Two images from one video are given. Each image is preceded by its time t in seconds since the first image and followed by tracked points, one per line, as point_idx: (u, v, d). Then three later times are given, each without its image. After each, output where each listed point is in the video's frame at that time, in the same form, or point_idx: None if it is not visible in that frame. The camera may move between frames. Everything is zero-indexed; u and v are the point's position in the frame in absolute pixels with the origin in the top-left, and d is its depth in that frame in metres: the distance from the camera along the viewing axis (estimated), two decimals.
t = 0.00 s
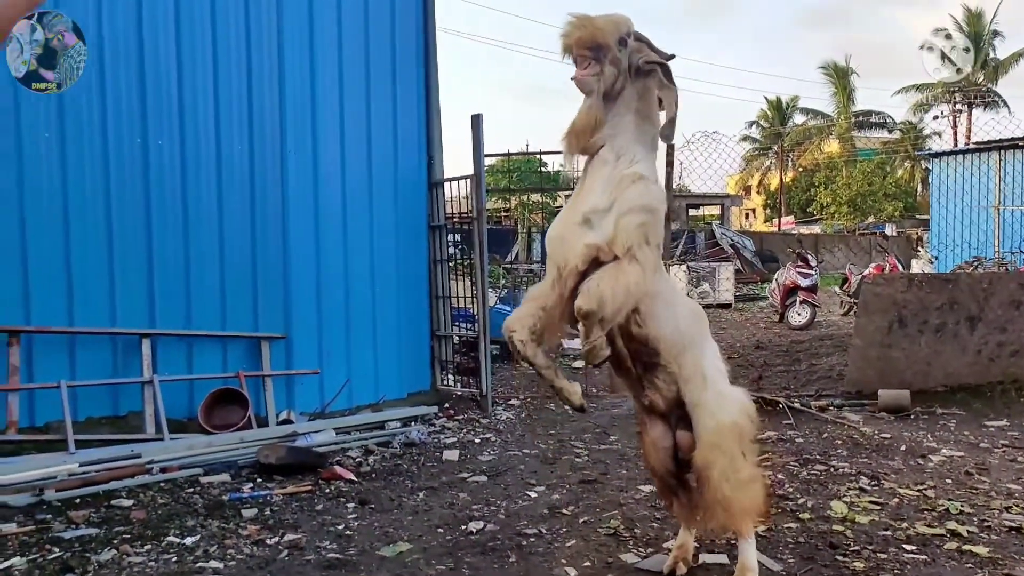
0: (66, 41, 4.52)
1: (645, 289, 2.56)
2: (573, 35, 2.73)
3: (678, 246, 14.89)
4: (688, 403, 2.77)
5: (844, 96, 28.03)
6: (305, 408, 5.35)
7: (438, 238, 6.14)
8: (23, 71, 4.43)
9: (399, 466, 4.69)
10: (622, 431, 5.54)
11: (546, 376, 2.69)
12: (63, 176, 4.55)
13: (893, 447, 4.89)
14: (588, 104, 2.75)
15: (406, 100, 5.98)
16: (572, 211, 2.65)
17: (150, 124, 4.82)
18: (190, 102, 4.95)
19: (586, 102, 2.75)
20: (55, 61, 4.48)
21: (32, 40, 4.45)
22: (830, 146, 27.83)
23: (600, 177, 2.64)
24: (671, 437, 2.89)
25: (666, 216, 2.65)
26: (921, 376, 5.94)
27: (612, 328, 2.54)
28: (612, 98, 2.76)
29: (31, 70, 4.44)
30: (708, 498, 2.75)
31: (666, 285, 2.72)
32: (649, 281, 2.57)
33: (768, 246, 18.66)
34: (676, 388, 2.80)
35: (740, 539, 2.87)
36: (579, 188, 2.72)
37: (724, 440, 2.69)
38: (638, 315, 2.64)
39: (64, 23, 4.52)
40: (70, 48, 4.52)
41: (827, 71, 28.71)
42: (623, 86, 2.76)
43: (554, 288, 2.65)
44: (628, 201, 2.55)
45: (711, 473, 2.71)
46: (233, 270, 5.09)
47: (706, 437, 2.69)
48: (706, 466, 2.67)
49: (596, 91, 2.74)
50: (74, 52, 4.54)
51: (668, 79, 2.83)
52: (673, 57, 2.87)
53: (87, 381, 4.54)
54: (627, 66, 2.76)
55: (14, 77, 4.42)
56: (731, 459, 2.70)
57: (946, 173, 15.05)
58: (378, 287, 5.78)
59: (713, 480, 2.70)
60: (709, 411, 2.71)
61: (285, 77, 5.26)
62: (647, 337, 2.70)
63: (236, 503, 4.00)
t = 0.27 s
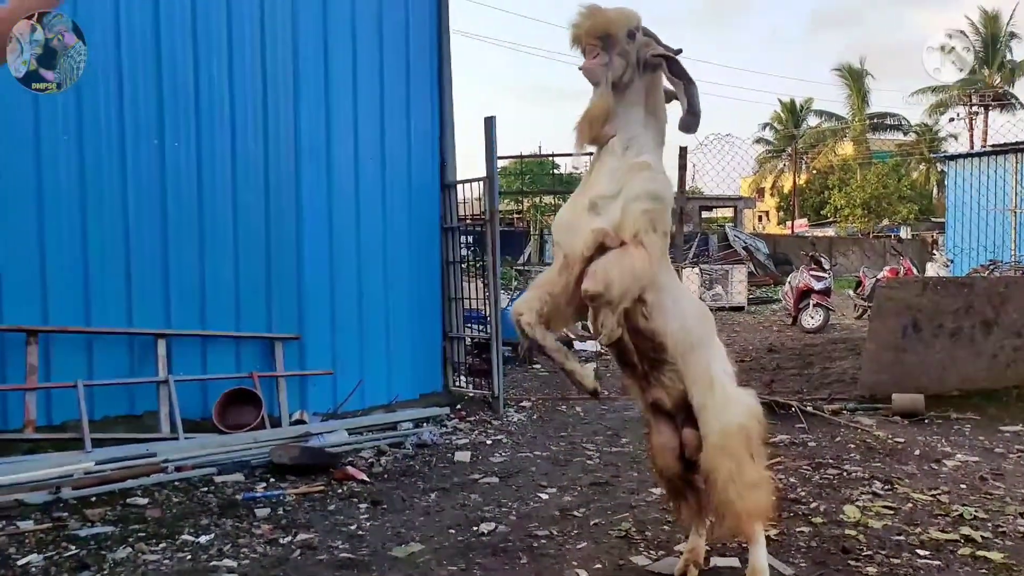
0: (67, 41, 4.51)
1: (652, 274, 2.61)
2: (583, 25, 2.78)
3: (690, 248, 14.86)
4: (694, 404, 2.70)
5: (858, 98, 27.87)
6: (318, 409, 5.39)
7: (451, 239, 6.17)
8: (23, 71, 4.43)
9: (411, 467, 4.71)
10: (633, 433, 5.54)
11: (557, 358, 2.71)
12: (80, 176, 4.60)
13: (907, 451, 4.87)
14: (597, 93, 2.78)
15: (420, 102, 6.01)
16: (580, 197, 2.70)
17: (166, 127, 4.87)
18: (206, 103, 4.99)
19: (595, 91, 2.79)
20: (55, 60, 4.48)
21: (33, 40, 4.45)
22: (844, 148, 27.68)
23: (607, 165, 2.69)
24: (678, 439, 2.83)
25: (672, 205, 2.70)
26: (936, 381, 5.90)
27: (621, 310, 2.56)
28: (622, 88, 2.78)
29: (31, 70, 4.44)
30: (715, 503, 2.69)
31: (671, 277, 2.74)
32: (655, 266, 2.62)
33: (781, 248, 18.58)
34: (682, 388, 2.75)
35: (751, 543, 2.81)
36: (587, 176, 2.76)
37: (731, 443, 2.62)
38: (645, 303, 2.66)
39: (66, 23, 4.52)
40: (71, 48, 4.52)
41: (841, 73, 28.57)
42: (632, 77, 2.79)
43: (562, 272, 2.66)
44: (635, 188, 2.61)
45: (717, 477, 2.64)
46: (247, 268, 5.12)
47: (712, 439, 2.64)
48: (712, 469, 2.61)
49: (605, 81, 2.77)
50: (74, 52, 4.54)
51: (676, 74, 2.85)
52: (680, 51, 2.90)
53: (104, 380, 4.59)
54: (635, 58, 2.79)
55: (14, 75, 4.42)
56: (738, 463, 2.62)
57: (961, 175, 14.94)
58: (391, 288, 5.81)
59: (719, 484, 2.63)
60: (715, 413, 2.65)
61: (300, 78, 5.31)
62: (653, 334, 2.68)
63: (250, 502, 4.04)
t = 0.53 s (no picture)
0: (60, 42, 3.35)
1: (656, 259, 2.59)
2: (589, 14, 2.79)
3: (699, 250, 14.80)
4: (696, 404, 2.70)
5: (870, 100, 27.73)
6: (327, 407, 5.41)
7: (460, 238, 6.19)
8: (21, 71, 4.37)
9: (419, 465, 4.73)
10: (641, 434, 5.55)
11: (562, 343, 2.67)
12: (94, 173, 4.64)
13: (916, 454, 4.85)
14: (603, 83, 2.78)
15: (430, 102, 6.03)
16: (584, 184, 2.73)
17: (179, 126, 4.90)
18: (218, 102, 5.02)
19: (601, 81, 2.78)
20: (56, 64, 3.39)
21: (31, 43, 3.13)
22: (855, 149, 27.55)
23: (612, 152, 2.70)
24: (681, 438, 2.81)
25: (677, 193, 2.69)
26: (946, 384, 5.88)
27: (626, 290, 2.56)
28: (627, 79, 2.78)
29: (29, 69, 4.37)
30: (718, 502, 2.69)
31: (675, 269, 2.73)
32: (660, 254, 2.61)
33: (791, 250, 18.52)
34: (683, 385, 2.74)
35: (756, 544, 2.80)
36: (592, 164, 2.78)
37: (732, 441, 2.62)
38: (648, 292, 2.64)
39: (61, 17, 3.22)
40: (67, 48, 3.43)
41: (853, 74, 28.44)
42: (636, 68, 2.78)
43: (565, 258, 2.67)
44: (639, 174, 2.60)
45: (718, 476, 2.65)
46: (257, 264, 5.15)
47: (713, 438, 2.64)
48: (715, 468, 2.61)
49: (610, 71, 2.76)
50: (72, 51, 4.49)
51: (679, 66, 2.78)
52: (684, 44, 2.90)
53: (115, 376, 4.63)
54: (639, 50, 2.79)
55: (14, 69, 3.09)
56: (739, 461, 2.63)
57: (974, 178, 14.86)
58: (401, 287, 5.84)
59: (721, 483, 2.63)
60: (716, 413, 2.65)
61: (311, 77, 5.33)
62: (655, 327, 2.67)
63: (259, 499, 4.06)
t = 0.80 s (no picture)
0: (67, 44, 2.12)
1: (660, 248, 2.57)
2: (592, 5, 2.70)
3: (709, 253, 14.78)
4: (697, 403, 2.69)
5: (881, 103, 27.63)
6: (336, 407, 5.43)
7: (469, 240, 6.21)
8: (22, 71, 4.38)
9: (427, 466, 4.74)
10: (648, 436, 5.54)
11: (568, 330, 2.71)
12: (107, 172, 4.67)
13: (925, 459, 4.83)
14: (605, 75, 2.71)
15: (440, 104, 6.05)
16: (585, 172, 2.70)
17: (191, 127, 4.94)
18: (229, 102, 5.05)
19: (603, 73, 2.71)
20: (55, 57, 2.10)
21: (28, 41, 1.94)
22: (865, 153, 27.45)
23: (614, 142, 2.66)
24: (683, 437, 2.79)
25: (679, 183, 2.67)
26: (956, 389, 5.85)
27: (631, 275, 2.52)
28: (629, 71, 2.71)
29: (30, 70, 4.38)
30: (719, 503, 2.68)
31: (676, 261, 2.72)
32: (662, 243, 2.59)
33: (800, 253, 18.47)
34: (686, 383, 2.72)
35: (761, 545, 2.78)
36: (593, 154, 2.74)
37: (733, 441, 2.62)
38: (650, 283, 2.63)
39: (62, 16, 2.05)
40: (69, 46, 2.16)
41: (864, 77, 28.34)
42: (637, 62, 2.73)
43: (569, 246, 2.64)
44: (641, 163, 2.57)
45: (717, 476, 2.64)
46: (267, 263, 5.18)
47: (714, 438, 2.63)
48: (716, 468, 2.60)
49: (612, 64, 2.69)
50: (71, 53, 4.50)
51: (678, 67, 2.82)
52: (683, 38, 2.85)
53: (126, 375, 4.66)
54: (641, 44, 2.73)
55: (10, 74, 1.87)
56: (740, 461, 2.62)
57: (985, 182, 14.79)
58: (409, 288, 5.86)
59: (722, 483, 2.62)
60: (717, 412, 2.64)
61: (321, 80, 5.35)
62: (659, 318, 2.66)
63: (267, 498, 4.08)
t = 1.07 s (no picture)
0: (68, 40, 1.81)
1: (663, 234, 2.49)
2: None
3: (719, 256, 14.75)
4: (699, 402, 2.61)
5: (893, 106, 27.52)
6: (346, 408, 5.46)
7: (479, 243, 6.24)
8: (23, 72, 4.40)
9: (436, 468, 4.75)
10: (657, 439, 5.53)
11: (573, 324, 2.53)
12: (121, 174, 4.71)
13: (937, 464, 4.80)
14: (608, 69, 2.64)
15: (450, 107, 6.07)
16: (587, 164, 2.63)
17: (204, 131, 4.98)
18: (242, 106, 5.09)
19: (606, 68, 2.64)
20: (52, 52, 1.78)
21: (32, 42, 1.72)
22: (877, 156, 27.33)
23: (616, 133, 2.59)
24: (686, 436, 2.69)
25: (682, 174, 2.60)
26: (968, 394, 5.80)
27: (636, 259, 2.44)
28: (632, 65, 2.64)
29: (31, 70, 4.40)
30: (723, 503, 2.62)
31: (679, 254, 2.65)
32: (666, 231, 2.50)
33: (811, 256, 18.42)
34: (687, 381, 2.62)
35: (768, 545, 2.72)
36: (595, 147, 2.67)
37: (736, 442, 2.54)
38: (654, 273, 2.54)
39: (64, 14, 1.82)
40: (69, 44, 1.82)
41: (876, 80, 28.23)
42: (640, 56, 2.64)
43: (572, 236, 2.53)
44: (643, 153, 2.50)
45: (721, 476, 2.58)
46: (278, 264, 5.21)
47: (716, 439, 2.55)
48: (719, 468, 2.53)
49: (615, 61, 2.62)
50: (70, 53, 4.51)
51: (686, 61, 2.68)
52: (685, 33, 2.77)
53: (139, 376, 4.70)
54: (644, 38, 2.65)
55: (13, 77, 1.72)
56: (743, 461, 2.55)
57: (998, 185, 14.71)
58: (419, 291, 5.88)
59: (726, 483, 2.56)
60: (721, 412, 2.55)
61: (333, 84, 5.39)
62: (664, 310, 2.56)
63: (277, 499, 4.10)
